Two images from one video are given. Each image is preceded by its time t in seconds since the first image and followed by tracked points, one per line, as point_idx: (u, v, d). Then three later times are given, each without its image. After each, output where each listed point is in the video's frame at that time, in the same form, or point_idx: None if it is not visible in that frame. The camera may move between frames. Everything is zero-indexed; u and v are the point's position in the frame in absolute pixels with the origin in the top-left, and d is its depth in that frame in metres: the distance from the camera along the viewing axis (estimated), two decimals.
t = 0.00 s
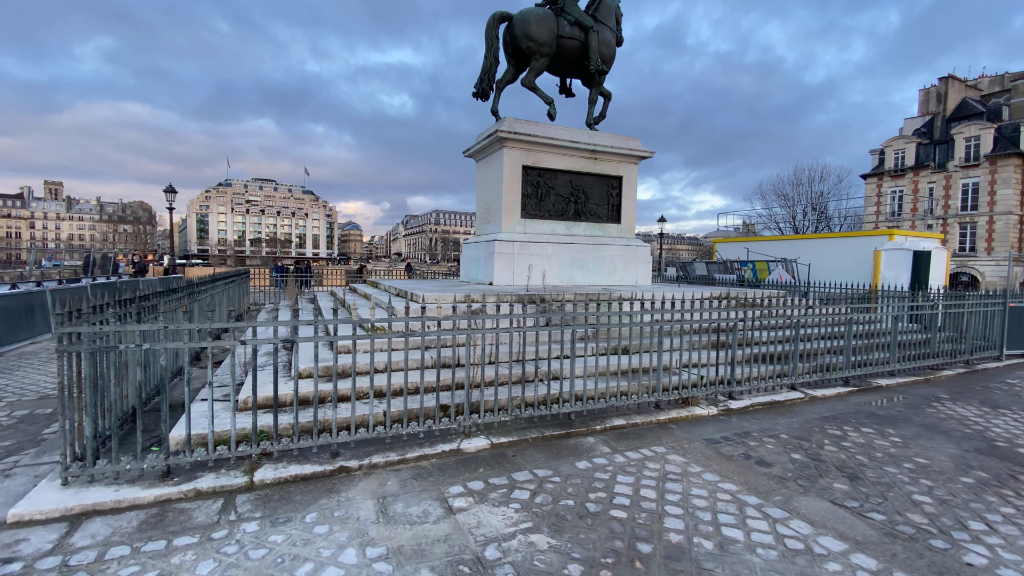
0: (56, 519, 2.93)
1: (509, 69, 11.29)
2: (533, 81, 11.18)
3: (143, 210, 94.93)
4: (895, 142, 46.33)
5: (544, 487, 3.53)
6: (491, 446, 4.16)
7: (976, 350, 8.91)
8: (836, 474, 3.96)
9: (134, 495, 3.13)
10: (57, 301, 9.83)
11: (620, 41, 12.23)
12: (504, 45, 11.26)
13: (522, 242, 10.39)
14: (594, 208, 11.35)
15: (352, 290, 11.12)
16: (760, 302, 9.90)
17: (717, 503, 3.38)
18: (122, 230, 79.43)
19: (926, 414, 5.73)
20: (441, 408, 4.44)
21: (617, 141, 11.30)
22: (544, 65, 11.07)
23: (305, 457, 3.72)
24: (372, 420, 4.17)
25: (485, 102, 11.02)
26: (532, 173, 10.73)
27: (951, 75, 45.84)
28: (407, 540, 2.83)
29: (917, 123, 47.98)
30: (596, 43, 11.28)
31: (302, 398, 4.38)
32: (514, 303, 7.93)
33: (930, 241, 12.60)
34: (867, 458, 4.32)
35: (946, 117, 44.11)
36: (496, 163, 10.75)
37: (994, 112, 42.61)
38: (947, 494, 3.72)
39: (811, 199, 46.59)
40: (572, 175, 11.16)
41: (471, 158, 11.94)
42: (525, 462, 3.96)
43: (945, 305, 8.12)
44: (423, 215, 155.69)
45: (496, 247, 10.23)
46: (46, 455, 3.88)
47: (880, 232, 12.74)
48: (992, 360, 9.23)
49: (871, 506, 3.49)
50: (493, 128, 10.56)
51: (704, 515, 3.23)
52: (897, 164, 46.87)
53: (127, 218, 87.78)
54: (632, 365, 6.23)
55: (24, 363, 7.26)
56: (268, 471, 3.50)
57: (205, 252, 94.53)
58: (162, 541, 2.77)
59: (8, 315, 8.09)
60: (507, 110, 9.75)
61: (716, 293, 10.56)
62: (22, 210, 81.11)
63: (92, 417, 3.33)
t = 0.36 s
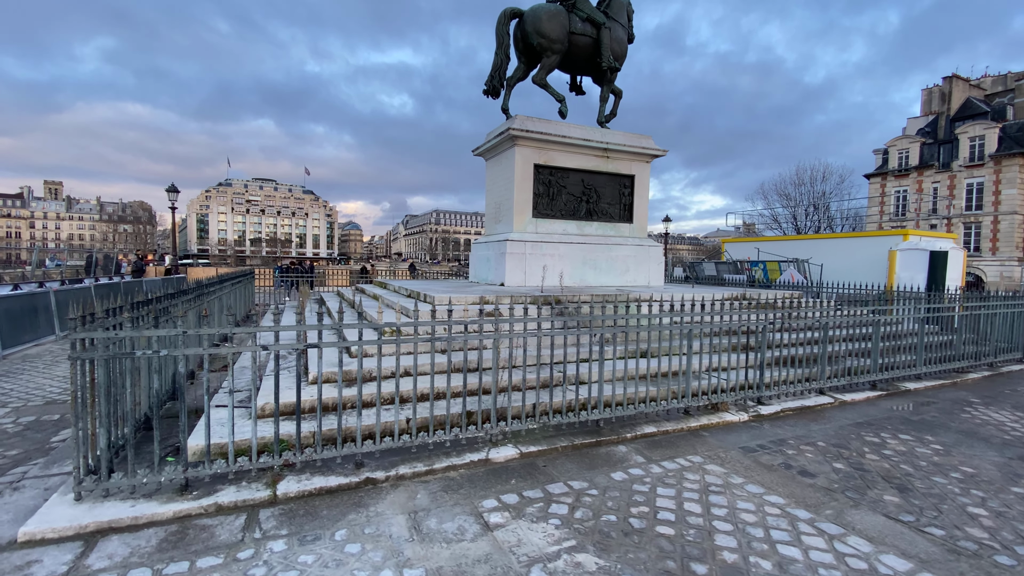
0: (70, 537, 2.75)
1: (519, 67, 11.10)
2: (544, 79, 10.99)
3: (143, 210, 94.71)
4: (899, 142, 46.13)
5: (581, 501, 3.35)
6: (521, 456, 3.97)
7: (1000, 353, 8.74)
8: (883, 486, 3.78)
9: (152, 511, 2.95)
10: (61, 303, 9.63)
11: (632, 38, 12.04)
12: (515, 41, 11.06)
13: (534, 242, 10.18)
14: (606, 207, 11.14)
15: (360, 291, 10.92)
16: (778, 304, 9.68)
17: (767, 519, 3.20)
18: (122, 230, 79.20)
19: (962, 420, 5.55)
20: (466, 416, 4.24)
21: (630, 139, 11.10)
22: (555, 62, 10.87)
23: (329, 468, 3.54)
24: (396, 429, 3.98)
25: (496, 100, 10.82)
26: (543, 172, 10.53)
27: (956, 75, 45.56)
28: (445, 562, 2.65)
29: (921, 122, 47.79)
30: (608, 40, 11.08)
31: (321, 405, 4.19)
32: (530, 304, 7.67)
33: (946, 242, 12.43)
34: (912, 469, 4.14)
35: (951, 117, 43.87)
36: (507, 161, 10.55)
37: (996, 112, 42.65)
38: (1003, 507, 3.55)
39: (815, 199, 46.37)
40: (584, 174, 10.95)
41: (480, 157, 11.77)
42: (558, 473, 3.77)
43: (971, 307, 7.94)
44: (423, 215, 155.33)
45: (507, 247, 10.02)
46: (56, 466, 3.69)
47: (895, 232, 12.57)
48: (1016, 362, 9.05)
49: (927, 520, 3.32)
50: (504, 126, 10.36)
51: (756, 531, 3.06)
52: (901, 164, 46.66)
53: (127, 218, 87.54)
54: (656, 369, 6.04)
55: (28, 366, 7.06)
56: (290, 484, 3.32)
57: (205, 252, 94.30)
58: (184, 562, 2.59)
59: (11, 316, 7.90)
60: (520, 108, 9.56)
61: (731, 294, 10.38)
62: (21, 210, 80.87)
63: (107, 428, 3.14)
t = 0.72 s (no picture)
0: (80, 558, 2.56)
1: (529, 63, 10.90)
2: (554, 76, 10.79)
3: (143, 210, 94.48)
4: (902, 141, 45.93)
5: (620, 515, 3.16)
6: (549, 466, 3.78)
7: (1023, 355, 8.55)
8: (931, 498, 3.62)
9: (167, 529, 2.76)
10: (63, 304, 9.44)
11: (642, 34, 11.84)
12: (524, 38, 10.85)
13: (545, 242, 9.97)
14: (616, 206, 10.94)
15: (366, 292, 10.72)
16: (795, 306, 9.47)
17: (819, 535, 3.03)
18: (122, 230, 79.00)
19: (997, 425, 5.37)
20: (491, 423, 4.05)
21: (641, 137, 10.92)
22: (565, 58, 10.68)
23: (351, 479, 3.35)
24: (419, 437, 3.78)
25: (505, 97, 10.63)
26: (554, 170, 10.33)
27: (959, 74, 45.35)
28: None
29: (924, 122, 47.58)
30: (619, 36, 10.88)
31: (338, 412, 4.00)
32: (544, 305, 7.44)
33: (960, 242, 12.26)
34: (958, 480, 3.96)
35: (955, 116, 43.68)
36: (516, 160, 10.35)
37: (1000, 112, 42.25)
38: None
39: (818, 199, 46.18)
40: (594, 172, 10.74)
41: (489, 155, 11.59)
42: (590, 485, 3.58)
43: (994, 309, 7.76)
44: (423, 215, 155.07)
45: (517, 247, 9.80)
46: (62, 477, 3.51)
47: (908, 231, 12.42)
48: None
49: (985, 535, 3.16)
50: (514, 124, 10.17)
51: (810, 548, 2.89)
52: (904, 164, 46.47)
53: (126, 218, 87.27)
54: (678, 373, 5.84)
55: (29, 370, 6.87)
56: (311, 497, 3.13)
57: (205, 252, 94.08)
58: None
59: (12, 318, 7.70)
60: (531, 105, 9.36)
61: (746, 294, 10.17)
62: (21, 210, 80.65)
63: (118, 440, 2.95)
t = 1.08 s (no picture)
0: None
1: (539, 60, 10.65)
2: (565, 72, 10.55)
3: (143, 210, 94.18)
4: (906, 140, 45.66)
5: (667, 538, 2.93)
6: (582, 482, 3.54)
7: None
8: (990, 516, 3.41)
9: (179, 556, 2.53)
10: (64, 306, 9.19)
11: (654, 30, 11.59)
12: (534, 33, 10.61)
13: (556, 242, 9.72)
14: (629, 205, 10.70)
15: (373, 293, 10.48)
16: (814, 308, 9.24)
17: (883, 560, 2.82)
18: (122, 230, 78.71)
19: None
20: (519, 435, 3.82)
21: (654, 134, 10.69)
22: (577, 55, 10.43)
23: (374, 498, 3.13)
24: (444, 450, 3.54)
25: (515, 94, 10.39)
26: (565, 168, 10.08)
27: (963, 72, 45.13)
28: None
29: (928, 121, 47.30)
30: (632, 32, 10.64)
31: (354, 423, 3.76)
32: (559, 308, 7.20)
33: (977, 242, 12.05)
34: (1014, 495, 3.76)
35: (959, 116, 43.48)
36: (527, 158, 10.10)
37: (1006, 112, 41.82)
38: None
39: (821, 198, 45.91)
40: (606, 170, 10.50)
41: (498, 154, 11.35)
42: (628, 502, 3.35)
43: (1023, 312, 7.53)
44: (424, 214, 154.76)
45: (529, 248, 9.55)
46: (64, 495, 3.27)
47: (924, 231, 12.20)
48: None
49: None
50: (525, 122, 9.93)
51: (876, 574, 2.68)
52: (909, 163, 46.21)
53: (126, 218, 86.95)
54: (704, 379, 5.60)
55: (29, 375, 6.63)
56: (333, 519, 2.90)
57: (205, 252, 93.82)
58: None
59: (10, 321, 7.47)
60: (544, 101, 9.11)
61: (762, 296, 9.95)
62: (20, 210, 80.33)
63: (125, 458, 2.71)
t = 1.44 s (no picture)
0: None
1: (550, 57, 10.45)
2: (577, 70, 10.35)
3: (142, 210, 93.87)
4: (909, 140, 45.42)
5: (719, 561, 2.74)
6: (619, 498, 3.34)
7: None
8: None
9: None
10: (64, 307, 8.98)
11: (665, 27, 11.39)
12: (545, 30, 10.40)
13: (569, 243, 9.49)
14: (641, 205, 10.49)
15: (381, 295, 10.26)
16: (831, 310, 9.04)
17: None
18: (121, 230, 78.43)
19: None
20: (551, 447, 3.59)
21: (666, 133, 10.49)
22: (589, 51, 10.23)
23: (403, 517, 2.92)
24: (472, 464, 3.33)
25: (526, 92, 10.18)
26: (577, 167, 9.86)
27: (967, 71, 44.87)
28: None
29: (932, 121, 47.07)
30: (644, 28, 10.43)
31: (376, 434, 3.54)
32: (575, 309, 6.99)
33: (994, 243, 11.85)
34: None
35: (963, 115, 43.31)
36: (538, 156, 9.88)
37: (1011, 112, 41.17)
38: None
39: (825, 198, 45.67)
40: (619, 169, 10.29)
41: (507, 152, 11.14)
42: (671, 521, 3.15)
43: None
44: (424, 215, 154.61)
45: (540, 248, 9.33)
46: (71, 512, 3.07)
47: (939, 232, 12.00)
48: None
49: None
50: (537, 120, 9.72)
51: None
52: (912, 163, 45.97)
53: (126, 218, 86.64)
54: (732, 386, 5.38)
55: (29, 380, 6.41)
56: (361, 541, 2.69)
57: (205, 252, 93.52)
58: None
59: (11, 324, 7.26)
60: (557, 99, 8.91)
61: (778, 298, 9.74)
62: (19, 210, 80.03)
63: (138, 477, 2.51)
